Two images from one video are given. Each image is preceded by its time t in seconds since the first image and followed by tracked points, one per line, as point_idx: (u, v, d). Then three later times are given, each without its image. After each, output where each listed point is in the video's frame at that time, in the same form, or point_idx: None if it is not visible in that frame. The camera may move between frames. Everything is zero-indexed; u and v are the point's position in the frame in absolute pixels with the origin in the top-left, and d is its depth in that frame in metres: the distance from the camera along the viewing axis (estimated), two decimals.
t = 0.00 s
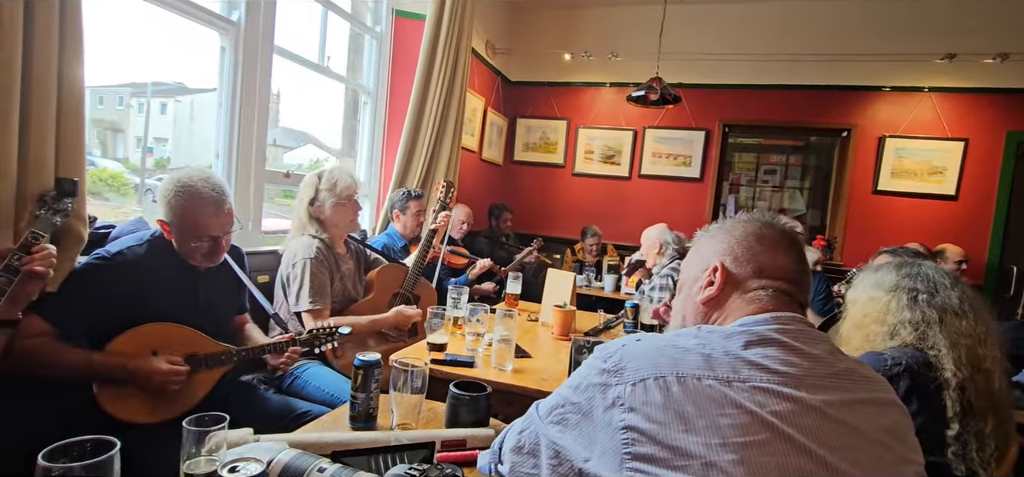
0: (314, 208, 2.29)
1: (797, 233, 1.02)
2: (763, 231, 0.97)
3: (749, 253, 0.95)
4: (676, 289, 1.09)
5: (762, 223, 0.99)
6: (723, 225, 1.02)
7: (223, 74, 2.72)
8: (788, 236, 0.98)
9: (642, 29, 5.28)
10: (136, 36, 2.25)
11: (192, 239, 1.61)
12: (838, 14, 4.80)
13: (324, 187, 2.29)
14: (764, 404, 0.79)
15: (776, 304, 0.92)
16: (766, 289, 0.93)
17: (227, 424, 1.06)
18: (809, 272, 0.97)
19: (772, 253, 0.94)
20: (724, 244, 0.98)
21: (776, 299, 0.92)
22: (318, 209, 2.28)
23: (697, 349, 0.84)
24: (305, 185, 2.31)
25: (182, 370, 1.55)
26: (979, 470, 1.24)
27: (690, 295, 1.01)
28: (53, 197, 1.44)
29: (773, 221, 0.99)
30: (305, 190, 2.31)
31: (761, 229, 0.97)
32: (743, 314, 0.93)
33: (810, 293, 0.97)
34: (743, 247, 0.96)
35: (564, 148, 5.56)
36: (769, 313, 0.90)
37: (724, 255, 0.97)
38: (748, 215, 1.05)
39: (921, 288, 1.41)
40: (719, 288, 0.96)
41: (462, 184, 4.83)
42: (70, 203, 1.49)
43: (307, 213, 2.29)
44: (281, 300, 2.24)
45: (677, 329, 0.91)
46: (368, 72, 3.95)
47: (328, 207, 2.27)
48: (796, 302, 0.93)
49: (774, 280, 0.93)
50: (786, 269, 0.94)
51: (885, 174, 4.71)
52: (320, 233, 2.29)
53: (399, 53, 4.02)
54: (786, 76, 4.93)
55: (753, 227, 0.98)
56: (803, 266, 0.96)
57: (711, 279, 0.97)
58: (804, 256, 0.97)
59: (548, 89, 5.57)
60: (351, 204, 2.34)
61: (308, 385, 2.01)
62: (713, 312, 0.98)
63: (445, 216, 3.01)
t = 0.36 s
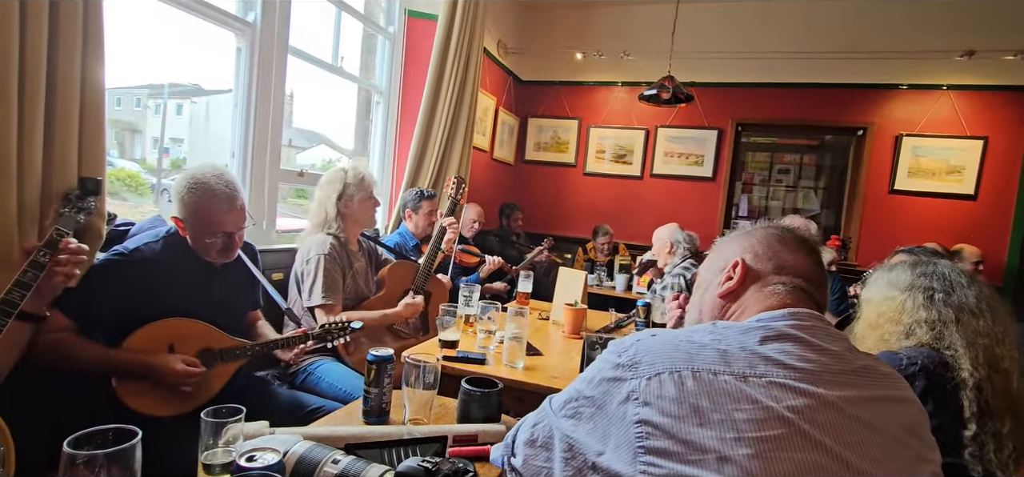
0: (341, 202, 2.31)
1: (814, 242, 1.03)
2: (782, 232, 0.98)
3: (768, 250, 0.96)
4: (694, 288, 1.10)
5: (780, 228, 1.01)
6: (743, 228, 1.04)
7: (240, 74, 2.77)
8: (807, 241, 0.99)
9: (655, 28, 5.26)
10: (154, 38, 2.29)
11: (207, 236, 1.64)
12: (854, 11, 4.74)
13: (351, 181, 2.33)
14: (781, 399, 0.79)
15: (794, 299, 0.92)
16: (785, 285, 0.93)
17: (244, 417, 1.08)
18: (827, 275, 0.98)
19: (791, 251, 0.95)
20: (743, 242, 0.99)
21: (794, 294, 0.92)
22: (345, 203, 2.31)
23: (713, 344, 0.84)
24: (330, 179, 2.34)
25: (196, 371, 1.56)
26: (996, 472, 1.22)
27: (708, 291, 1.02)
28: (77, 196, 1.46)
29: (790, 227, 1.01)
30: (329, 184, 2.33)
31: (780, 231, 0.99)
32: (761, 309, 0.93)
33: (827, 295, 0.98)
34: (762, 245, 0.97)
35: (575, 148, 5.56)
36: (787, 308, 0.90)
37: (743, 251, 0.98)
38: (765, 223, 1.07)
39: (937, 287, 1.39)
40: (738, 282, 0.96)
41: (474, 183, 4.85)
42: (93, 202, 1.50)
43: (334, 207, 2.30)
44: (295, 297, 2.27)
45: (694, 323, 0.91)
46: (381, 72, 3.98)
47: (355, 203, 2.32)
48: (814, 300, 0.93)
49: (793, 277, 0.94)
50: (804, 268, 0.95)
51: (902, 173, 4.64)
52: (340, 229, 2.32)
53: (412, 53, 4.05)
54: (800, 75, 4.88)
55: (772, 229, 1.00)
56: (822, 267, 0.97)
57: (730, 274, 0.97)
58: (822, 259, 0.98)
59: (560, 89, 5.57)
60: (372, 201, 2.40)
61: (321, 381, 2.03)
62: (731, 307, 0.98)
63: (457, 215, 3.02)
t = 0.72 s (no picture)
0: (359, 197, 2.32)
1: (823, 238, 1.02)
2: (791, 227, 0.98)
3: (779, 245, 0.95)
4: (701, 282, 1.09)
5: (789, 224, 1.00)
6: (752, 224, 1.03)
7: (252, 72, 2.79)
8: (816, 237, 0.98)
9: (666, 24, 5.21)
10: (170, 37, 2.30)
11: (216, 229, 1.67)
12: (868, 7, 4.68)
13: (369, 177, 2.34)
14: (793, 391, 0.78)
15: (805, 293, 0.91)
16: (796, 279, 0.92)
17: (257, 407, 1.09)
18: (836, 271, 0.97)
19: (801, 246, 0.94)
20: (753, 237, 0.98)
21: (805, 289, 0.91)
22: (362, 198, 2.32)
23: (724, 335, 0.84)
24: (348, 174, 2.33)
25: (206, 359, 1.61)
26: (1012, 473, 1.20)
27: (717, 286, 1.01)
28: (93, 190, 1.49)
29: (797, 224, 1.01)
30: (347, 179, 2.32)
31: (789, 226, 0.98)
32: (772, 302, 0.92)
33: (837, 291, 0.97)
34: (772, 239, 0.96)
35: (585, 146, 5.54)
36: (798, 301, 0.89)
37: (753, 246, 0.97)
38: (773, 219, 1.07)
39: (954, 284, 1.37)
40: (748, 276, 0.95)
41: (483, 181, 4.85)
42: (109, 196, 1.53)
43: (352, 201, 2.30)
44: (308, 291, 2.29)
45: (703, 316, 0.91)
46: (391, 70, 3.99)
47: (372, 198, 2.33)
48: (824, 295, 0.92)
49: (803, 272, 0.93)
50: (814, 264, 0.94)
51: (917, 171, 4.59)
52: (356, 223, 2.32)
53: (422, 50, 4.05)
54: (813, 72, 4.83)
55: (781, 225, 0.99)
56: (831, 263, 0.96)
57: (740, 269, 0.96)
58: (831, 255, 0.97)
59: (570, 86, 5.55)
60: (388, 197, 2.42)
61: (332, 375, 2.05)
62: (740, 301, 0.97)
63: (466, 211, 3.02)
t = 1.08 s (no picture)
0: (372, 191, 2.33)
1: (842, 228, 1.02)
2: (811, 217, 0.97)
3: (798, 235, 0.94)
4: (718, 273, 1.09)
5: (808, 213, 0.99)
6: (771, 213, 1.02)
7: (267, 67, 2.82)
8: (835, 227, 0.98)
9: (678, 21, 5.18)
10: (184, 31, 2.33)
11: (234, 219, 1.68)
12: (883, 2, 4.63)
13: (381, 171, 2.38)
14: (808, 379, 0.78)
15: (823, 285, 0.91)
16: (814, 270, 0.92)
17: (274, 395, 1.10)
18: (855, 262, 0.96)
19: (821, 236, 0.94)
20: (772, 227, 0.97)
21: (823, 281, 0.91)
22: (375, 192, 2.33)
23: (740, 324, 0.84)
24: (360, 169, 2.36)
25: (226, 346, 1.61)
26: None
27: (734, 275, 1.01)
28: (111, 179, 1.47)
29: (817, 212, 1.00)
30: (359, 173, 2.35)
31: (809, 216, 0.97)
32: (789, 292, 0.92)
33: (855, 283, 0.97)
34: (792, 230, 0.95)
35: (595, 142, 5.53)
36: (816, 292, 0.89)
37: (772, 236, 0.96)
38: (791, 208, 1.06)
39: (972, 280, 1.35)
40: (766, 266, 0.95)
41: (493, 177, 4.86)
42: (127, 185, 1.49)
43: (364, 195, 2.32)
44: (321, 283, 2.31)
45: (720, 305, 0.91)
46: (403, 65, 4.00)
47: (385, 191, 2.35)
48: (842, 287, 0.92)
49: (822, 263, 0.92)
50: (833, 255, 0.93)
51: (931, 169, 4.53)
52: (369, 217, 2.34)
53: (433, 46, 4.06)
54: (826, 69, 4.79)
55: (800, 215, 0.98)
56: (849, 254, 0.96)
57: (759, 259, 0.96)
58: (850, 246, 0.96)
59: (581, 83, 5.54)
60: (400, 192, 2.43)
61: (344, 367, 2.06)
62: (758, 291, 0.97)
63: (478, 207, 3.03)
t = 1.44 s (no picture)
0: (376, 186, 2.35)
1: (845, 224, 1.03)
2: (820, 216, 0.97)
3: (811, 234, 0.94)
4: (720, 268, 1.08)
5: (815, 211, 0.99)
6: (779, 211, 1.02)
7: (276, 62, 2.83)
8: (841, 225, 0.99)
9: (687, 16, 5.14)
10: (196, 25, 2.34)
11: (247, 212, 1.69)
12: None
13: (386, 166, 2.38)
14: (826, 372, 0.78)
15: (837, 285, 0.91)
16: (827, 269, 0.92)
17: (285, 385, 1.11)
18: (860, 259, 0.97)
19: (832, 235, 0.94)
20: (783, 225, 0.97)
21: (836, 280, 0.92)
22: (380, 187, 2.35)
23: (756, 317, 0.84)
24: (365, 163, 2.37)
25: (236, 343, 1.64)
26: None
27: (743, 272, 1.00)
28: (122, 169, 1.46)
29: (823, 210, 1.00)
30: (364, 168, 2.36)
31: (818, 214, 0.97)
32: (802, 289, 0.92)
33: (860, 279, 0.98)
34: (805, 228, 0.95)
35: (602, 138, 5.52)
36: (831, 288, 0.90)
37: (785, 235, 0.96)
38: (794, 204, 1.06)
39: (987, 277, 1.34)
40: (780, 265, 0.95)
41: (500, 172, 4.86)
42: (138, 174, 1.50)
43: (369, 190, 2.33)
44: (328, 277, 2.32)
45: (735, 300, 0.91)
46: (410, 60, 4.00)
47: (390, 186, 2.36)
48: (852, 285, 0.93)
49: (834, 261, 0.93)
50: (843, 253, 0.94)
51: (942, 168, 4.49)
52: (373, 212, 2.35)
53: (441, 41, 4.07)
54: (836, 65, 4.75)
55: (810, 213, 0.98)
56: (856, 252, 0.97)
57: (772, 257, 0.96)
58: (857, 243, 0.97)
59: (588, 78, 5.52)
60: (406, 187, 2.44)
61: (351, 360, 2.07)
62: (769, 289, 0.97)
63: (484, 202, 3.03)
